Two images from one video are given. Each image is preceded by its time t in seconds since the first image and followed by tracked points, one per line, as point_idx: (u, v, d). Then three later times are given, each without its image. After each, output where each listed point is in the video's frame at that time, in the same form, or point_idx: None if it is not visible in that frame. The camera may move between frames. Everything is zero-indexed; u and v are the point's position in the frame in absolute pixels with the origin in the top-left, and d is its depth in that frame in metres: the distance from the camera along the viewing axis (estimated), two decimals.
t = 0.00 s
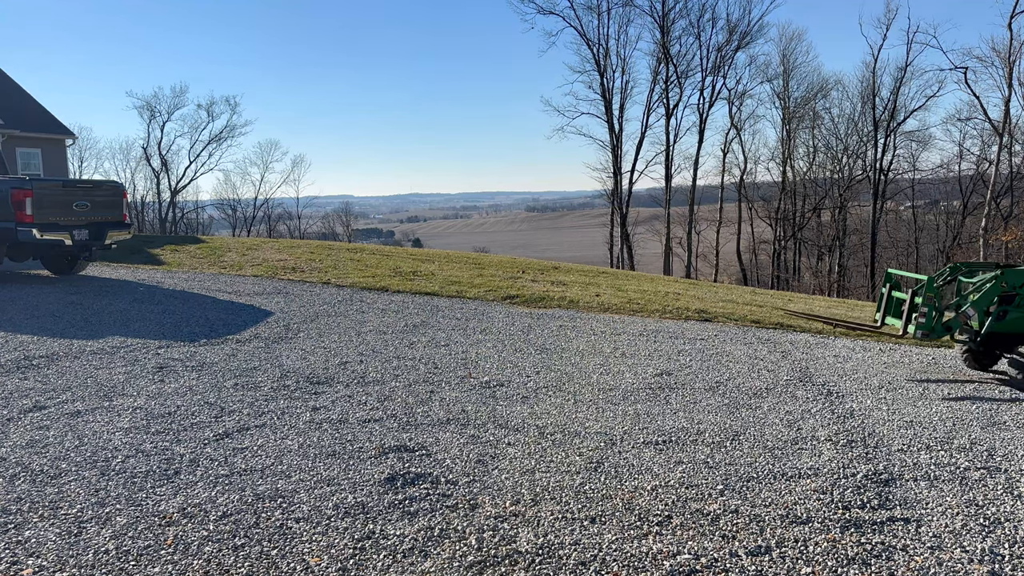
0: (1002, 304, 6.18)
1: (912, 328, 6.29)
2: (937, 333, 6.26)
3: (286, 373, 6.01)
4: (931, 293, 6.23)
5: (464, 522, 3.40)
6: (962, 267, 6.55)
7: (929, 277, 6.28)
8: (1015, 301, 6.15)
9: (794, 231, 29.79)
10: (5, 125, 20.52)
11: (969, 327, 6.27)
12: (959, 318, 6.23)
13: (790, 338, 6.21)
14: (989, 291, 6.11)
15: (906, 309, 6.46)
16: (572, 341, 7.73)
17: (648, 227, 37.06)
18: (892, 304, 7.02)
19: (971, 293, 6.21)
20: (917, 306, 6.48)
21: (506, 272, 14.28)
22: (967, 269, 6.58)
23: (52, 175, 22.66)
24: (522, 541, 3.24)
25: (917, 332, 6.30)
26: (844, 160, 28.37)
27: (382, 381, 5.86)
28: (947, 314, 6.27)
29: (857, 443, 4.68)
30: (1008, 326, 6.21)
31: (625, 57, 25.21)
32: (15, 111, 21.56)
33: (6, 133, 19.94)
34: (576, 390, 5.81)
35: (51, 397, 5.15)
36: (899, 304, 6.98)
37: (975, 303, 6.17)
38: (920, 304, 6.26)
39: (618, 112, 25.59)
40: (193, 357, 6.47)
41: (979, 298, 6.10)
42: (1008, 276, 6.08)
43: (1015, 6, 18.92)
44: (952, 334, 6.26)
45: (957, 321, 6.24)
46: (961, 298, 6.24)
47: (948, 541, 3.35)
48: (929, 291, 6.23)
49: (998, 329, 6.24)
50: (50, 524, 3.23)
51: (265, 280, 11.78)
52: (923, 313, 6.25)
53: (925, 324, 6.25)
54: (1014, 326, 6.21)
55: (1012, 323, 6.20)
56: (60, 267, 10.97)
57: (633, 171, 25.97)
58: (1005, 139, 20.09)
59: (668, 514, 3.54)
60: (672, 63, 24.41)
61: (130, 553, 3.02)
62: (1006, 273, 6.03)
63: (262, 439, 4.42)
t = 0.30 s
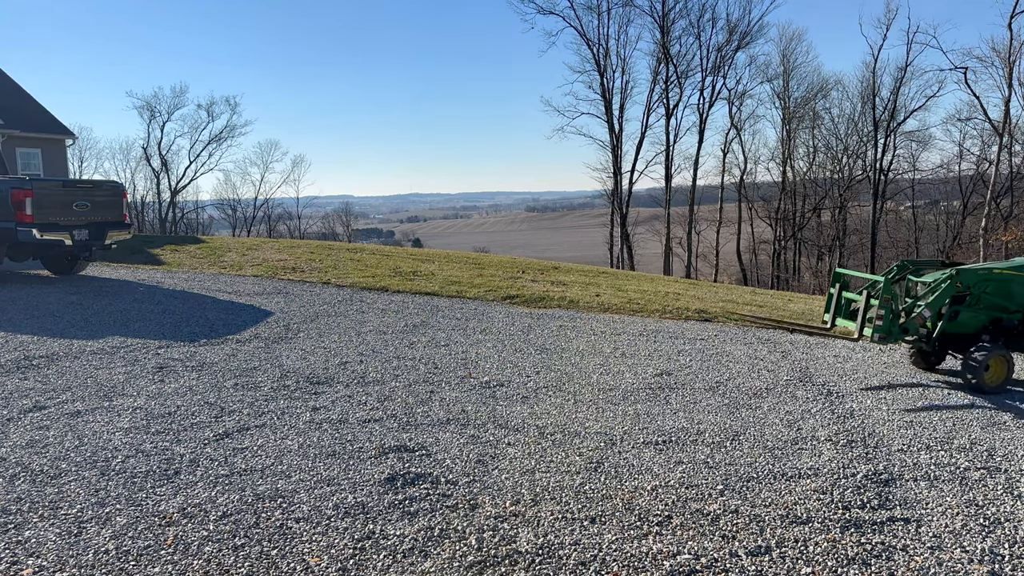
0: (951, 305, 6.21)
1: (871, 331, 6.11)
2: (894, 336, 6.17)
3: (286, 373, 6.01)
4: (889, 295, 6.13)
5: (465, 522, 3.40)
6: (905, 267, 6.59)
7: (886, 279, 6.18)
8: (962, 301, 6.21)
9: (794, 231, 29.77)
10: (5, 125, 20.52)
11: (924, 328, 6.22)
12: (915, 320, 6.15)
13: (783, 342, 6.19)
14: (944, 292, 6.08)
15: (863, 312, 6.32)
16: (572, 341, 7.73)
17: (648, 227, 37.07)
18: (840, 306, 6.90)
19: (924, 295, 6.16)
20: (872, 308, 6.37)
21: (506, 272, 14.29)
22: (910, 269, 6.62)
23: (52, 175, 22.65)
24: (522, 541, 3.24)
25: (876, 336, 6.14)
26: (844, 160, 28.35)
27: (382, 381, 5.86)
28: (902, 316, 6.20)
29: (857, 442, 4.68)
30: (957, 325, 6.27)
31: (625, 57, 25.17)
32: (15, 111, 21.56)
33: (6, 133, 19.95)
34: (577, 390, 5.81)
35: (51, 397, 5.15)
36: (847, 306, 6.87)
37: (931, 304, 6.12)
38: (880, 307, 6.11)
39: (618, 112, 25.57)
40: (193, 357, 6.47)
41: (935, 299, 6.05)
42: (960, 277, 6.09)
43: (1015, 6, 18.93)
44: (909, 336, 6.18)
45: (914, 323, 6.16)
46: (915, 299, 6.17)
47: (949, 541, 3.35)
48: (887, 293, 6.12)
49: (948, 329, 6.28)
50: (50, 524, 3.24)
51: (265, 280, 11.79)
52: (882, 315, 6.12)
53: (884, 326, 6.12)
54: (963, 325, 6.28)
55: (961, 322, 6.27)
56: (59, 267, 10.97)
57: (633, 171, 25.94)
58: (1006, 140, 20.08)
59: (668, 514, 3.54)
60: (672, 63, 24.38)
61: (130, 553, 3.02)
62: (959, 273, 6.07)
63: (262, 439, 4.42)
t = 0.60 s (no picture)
0: (907, 306, 5.82)
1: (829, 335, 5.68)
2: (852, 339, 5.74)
3: (286, 373, 6.01)
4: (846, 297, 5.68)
5: (465, 522, 3.40)
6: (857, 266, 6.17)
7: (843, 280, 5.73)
8: (919, 302, 5.83)
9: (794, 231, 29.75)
10: (5, 125, 20.52)
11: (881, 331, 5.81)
12: (873, 323, 5.73)
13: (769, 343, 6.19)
14: (901, 293, 5.68)
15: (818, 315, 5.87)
16: (571, 342, 7.74)
17: (648, 227, 37.07)
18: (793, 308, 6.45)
19: (881, 297, 5.75)
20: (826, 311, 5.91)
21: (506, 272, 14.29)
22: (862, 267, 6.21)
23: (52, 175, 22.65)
24: (522, 541, 3.24)
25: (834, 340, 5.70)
26: (844, 160, 28.36)
27: (382, 381, 5.86)
28: (860, 319, 5.78)
29: (857, 443, 4.68)
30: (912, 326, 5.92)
31: (626, 57, 25.15)
32: (15, 112, 21.58)
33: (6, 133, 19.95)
34: (577, 390, 5.81)
35: (51, 397, 5.15)
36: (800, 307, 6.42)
37: (888, 307, 5.72)
38: (839, 311, 5.67)
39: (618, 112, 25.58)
40: (193, 357, 6.48)
41: (893, 301, 5.64)
42: (918, 277, 5.69)
43: (1015, 6, 18.92)
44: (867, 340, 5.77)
45: (871, 326, 5.74)
46: (871, 301, 5.75)
47: (949, 541, 3.35)
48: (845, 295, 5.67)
49: (903, 330, 5.91)
50: (50, 524, 3.24)
51: (265, 280, 11.79)
52: (841, 318, 5.69)
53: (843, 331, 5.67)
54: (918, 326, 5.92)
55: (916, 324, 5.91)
56: (59, 267, 10.97)
57: (633, 172, 25.91)
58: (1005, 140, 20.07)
59: (668, 514, 3.55)
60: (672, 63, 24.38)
61: (130, 553, 3.02)
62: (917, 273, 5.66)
63: (262, 439, 4.42)
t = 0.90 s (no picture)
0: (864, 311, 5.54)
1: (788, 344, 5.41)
2: (813, 348, 5.44)
3: (286, 373, 6.02)
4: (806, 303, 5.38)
5: (466, 522, 3.40)
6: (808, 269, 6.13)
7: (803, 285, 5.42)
8: (876, 307, 5.56)
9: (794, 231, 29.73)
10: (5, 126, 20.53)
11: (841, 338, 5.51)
12: (832, 330, 5.43)
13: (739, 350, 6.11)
14: (861, 298, 5.41)
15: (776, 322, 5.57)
16: (571, 342, 7.73)
17: (648, 227, 37.08)
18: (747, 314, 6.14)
19: (840, 302, 5.46)
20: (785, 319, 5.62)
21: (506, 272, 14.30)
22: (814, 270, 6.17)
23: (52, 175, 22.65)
24: (523, 541, 3.24)
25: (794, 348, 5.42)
26: (844, 160, 28.36)
27: (382, 381, 5.87)
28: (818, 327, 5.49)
29: (856, 443, 4.67)
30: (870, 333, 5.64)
31: (625, 57, 25.13)
32: (15, 112, 21.58)
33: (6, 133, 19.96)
34: (577, 390, 5.81)
35: (51, 397, 5.16)
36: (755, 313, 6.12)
37: (847, 313, 5.43)
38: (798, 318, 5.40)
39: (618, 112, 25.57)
40: (193, 357, 6.48)
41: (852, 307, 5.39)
42: (877, 281, 5.43)
43: (1015, 6, 18.88)
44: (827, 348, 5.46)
45: (831, 333, 5.44)
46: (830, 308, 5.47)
47: (949, 542, 3.34)
48: (805, 301, 5.38)
49: (861, 336, 5.63)
50: (50, 524, 3.24)
51: (265, 280, 11.79)
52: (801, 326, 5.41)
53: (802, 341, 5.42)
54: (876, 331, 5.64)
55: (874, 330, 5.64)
56: (59, 267, 10.98)
57: (633, 172, 25.92)
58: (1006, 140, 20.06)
59: (668, 514, 3.55)
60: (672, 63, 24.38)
61: (130, 553, 3.02)
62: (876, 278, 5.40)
63: (262, 439, 4.42)
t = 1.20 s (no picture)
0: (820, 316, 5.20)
1: (745, 353, 5.01)
2: (770, 356, 5.06)
3: (286, 373, 6.02)
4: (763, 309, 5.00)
5: (466, 522, 3.40)
6: (761, 268, 5.90)
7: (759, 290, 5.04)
8: (832, 311, 5.22)
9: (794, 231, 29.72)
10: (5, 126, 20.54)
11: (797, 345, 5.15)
12: (789, 337, 5.05)
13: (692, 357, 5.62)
14: (820, 303, 5.05)
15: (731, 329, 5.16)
16: (570, 342, 7.73)
17: (648, 227, 37.10)
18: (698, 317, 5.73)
19: (797, 308, 5.09)
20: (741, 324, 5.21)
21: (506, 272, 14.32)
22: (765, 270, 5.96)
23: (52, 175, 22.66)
24: (523, 541, 3.24)
25: (750, 358, 5.03)
26: (844, 160, 28.37)
27: (382, 381, 5.87)
28: (775, 333, 5.11)
29: (856, 444, 4.66)
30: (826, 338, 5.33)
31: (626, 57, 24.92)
32: (15, 112, 21.58)
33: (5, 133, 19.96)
34: (577, 390, 5.81)
35: (52, 397, 5.16)
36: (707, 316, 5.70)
37: (805, 319, 5.05)
38: (755, 325, 5.01)
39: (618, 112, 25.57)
40: (194, 357, 6.48)
41: (810, 312, 5.02)
42: (836, 285, 5.08)
43: (1015, 6, 18.87)
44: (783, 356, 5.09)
45: (788, 340, 5.06)
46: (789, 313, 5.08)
47: (949, 542, 3.34)
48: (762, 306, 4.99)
49: (816, 342, 5.30)
50: (50, 524, 3.24)
51: (265, 280, 11.80)
52: (759, 333, 5.01)
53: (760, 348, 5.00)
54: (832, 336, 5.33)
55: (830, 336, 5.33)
56: (59, 267, 10.98)
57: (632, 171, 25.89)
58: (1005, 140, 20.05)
59: (669, 514, 3.55)
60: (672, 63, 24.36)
61: (130, 553, 3.02)
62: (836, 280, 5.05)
63: (262, 439, 4.42)
